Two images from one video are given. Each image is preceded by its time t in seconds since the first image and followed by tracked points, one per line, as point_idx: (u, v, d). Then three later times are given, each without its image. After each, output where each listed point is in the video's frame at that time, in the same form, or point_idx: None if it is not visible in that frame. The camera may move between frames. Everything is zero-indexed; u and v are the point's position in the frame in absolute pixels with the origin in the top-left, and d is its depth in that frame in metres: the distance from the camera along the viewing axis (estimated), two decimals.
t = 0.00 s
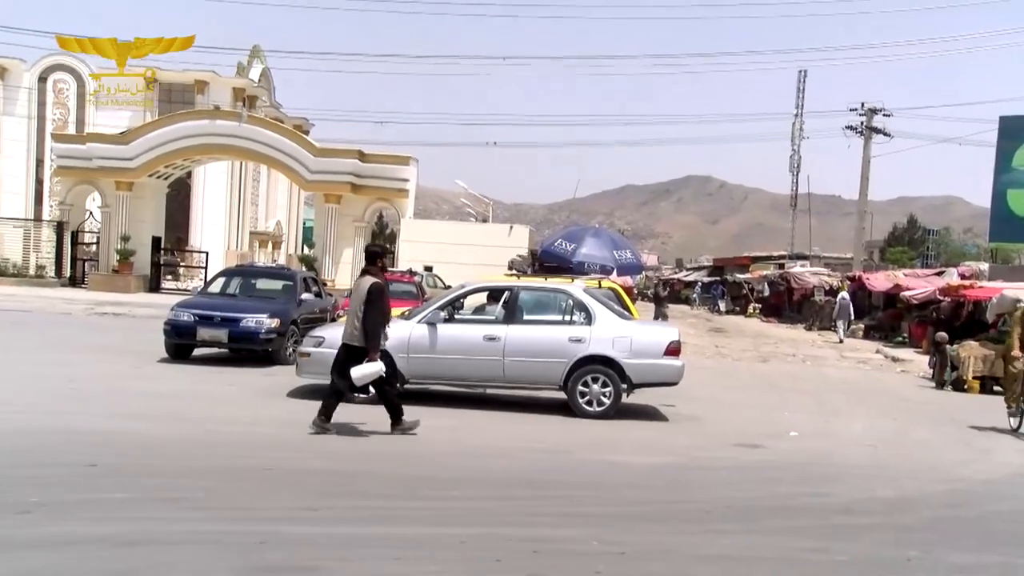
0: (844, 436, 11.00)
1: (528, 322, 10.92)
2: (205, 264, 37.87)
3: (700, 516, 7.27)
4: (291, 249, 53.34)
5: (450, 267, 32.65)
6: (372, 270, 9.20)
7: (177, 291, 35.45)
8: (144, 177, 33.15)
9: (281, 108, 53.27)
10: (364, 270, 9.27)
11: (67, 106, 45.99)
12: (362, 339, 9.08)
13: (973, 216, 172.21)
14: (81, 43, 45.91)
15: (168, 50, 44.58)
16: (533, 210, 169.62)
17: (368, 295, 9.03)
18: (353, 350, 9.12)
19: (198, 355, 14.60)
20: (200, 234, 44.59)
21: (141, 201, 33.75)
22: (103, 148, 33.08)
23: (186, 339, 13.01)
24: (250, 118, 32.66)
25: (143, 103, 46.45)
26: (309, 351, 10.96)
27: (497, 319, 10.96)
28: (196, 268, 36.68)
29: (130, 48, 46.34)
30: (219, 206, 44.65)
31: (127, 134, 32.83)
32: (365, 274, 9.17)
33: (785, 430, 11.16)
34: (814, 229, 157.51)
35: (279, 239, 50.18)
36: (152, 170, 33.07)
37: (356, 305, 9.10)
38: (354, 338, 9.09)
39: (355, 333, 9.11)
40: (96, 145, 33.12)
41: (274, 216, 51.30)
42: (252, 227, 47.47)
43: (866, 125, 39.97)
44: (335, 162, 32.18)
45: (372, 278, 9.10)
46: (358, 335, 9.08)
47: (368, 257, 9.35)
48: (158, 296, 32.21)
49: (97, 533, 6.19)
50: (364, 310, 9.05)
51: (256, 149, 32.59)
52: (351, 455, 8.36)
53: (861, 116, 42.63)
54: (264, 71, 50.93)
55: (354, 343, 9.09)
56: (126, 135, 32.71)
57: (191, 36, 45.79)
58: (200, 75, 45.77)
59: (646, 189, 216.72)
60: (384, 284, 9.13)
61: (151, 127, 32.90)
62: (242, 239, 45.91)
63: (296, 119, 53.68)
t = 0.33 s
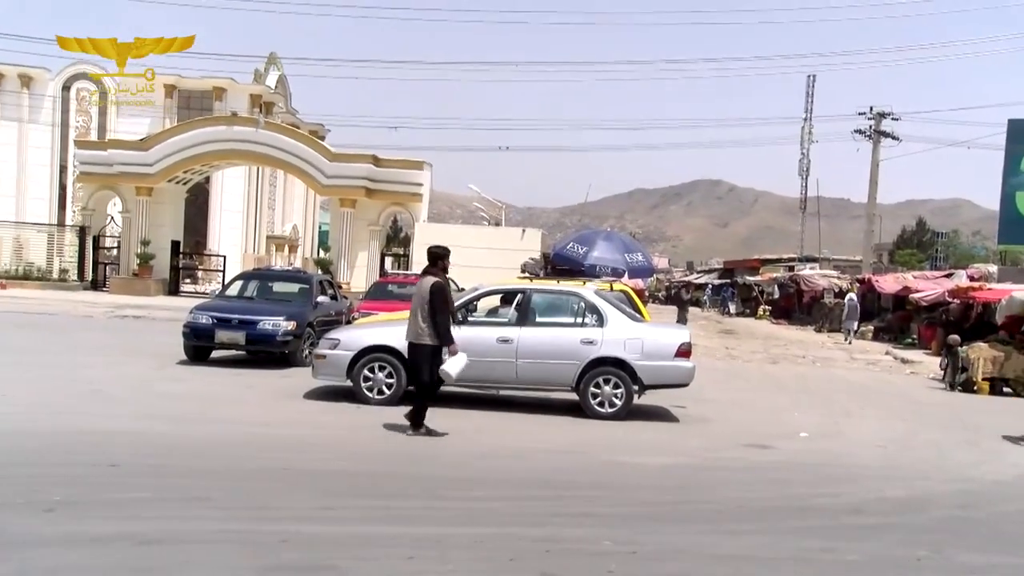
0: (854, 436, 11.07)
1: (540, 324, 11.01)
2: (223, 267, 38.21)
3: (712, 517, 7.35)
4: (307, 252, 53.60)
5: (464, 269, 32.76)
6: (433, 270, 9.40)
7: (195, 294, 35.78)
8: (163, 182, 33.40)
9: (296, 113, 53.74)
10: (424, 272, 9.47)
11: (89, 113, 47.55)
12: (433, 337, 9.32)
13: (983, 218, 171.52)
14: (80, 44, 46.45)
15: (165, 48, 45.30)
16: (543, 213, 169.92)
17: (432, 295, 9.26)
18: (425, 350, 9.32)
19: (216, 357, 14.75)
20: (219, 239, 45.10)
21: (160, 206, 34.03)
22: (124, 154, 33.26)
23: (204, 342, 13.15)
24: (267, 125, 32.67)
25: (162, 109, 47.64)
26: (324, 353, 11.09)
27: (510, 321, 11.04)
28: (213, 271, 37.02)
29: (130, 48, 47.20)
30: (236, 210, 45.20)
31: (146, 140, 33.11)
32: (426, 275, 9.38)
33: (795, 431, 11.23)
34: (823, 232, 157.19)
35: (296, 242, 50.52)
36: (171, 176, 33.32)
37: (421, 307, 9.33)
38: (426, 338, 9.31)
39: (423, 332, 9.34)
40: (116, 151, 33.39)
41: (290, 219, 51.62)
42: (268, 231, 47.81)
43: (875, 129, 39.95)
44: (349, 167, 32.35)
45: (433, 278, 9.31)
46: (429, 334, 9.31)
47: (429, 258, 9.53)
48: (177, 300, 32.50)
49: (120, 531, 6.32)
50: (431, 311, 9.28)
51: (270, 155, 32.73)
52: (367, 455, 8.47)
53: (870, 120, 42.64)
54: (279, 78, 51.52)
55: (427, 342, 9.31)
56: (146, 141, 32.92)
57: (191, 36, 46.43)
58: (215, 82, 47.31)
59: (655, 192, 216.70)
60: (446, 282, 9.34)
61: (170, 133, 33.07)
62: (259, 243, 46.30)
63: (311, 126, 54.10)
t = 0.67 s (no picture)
0: (861, 438, 11.13)
1: (552, 327, 11.11)
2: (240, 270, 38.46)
3: (721, 516, 7.44)
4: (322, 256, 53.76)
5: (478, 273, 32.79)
6: (485, 279, 9.86)
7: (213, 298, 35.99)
8: (181, 188, 33.71)
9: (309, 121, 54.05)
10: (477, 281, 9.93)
11: (109, 121, 48.44)
12: (487, 342, 9.69)
13: (992, 222, 170.89)
14: (80, 44, 47.15)
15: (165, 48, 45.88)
16: (553, 216, 170.00)
17: (485, 301, 9.70)
18: (479, 354, 9.68)
19: (232, 359, 14.89)
20: (235, 242, 45.46)
21: (179, 210, 34.32)
22: (142, 161, 33.68)
23: (221, 345, 13.30)
24: (283, 130, 33.03)
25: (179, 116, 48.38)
26: (339, 355, 11.21)
27: (522, 323, 11.14)
28: (229, 275, 37.27)
29: (130, 49, 47.78)
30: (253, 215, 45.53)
31: (164, 146, 33.40)
32: (480, 284, 9.84)
33: (804, 432, 11.30)
34: (832, 235, 156.85)
35: (311, 246, 50.73)
36: (188, 181, 33.61)
37: (475, 313, 9.75)
38: (479, 342, 9.67)
39: (478, 338, 9.72)
40: (136, 157, 33.75)
41: (304, 224, 51.88)
42: (283, 235, 48.03)
43: (882, 133, 39.94)
44: (363, 172, 32.55)
45: (486, 286, 9.77)
46: (483, 338, 9.69)
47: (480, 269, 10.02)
48: (195, 303, 32.62)
49: (140, 530, 6.44)
50: (484, 316, 9.70)
51: (286, 160, 32.99)
52: (379, 456, 8.59)
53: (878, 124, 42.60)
54: (294, 86, 51.88)
55: (480, 346, 9.66)
56: (163, 147, 33.27)
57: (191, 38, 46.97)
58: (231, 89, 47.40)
59: (665, 196, 216.55)
60: (498, 289, 9.80)
61: (188, 139, 33.45)
62: (274, 247, 46.59)
63: (327, 132, 54.41)
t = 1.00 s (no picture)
0: (868, 439, 11.20)
1: (562, 329, 11.20)
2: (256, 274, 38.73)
3: (729, 517, 7.53)
4: (336, 260, 53.97)
5: (489, 276, 32.88)
6: (535, 283, 10.00)
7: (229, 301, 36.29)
8: (197, 194, 33.95)
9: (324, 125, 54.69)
10: (528, 283, 10.08)
11: (128, 128, 48.86)
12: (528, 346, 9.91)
13: (1000, 225, 170.36)
14: (80, 44, 48.69)
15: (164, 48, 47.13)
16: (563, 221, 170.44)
17: (532, 306, 9.86)
18: (519, 356, 9.92)
19: (246, 361, 15.06)
20: (250, 247, 45.78)
21: (195, 215, 34.59)
22: (160, 166, 33.90)
23: (236, 347, 13.44)
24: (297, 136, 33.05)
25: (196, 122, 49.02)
26: (352, 358, 11.35)
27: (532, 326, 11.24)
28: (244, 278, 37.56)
29: (130, 48, 49.06)
30: (268, 219, 45.86)
31: (181, 152, 33.68)
32: (530, 287, 10.00)
33: (811, 434, 11.37)
34: (840, 239, 156.62)
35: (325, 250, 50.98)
36: (204, 187, 33.84)
37: (523, 316, 9.94)
38: (522, 345, 9.90)
39: (522, 341, 9.95)
40: (152, 163, 33.98)
41: (318, 228, 52.14)
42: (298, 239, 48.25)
43: (888, 138, 40.00)
44: (374, 177, 32.75)
45: (536, 291, 9.92)
46: (525, 342, 9.91)
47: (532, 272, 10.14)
48: (213, 306, 32.74)
49: (157, 529, 6.56)
50: (531, 321, 9.90)
51: (298, 165, 33.13)
52: (390, 457, 8.70)
53: (884, 129, 42.68)
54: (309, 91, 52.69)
55: (521, 349, 9.90)
56: (180, 154, 33.51)
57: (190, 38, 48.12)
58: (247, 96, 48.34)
59: (673, 200, 216.61)
60: (547, 295, 9.93)
61: (203, 145, 33.59)
62: (288, 251, 46.94)
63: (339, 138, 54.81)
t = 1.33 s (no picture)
0: (875, 441, 11.28)
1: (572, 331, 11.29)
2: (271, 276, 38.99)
3: (738, 517, 7.62)
4: (349, 263, 54.21)
5: (500, 279, 33.03)
6: (585, 288, 10.27)
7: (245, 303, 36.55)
8: (213, 198, 34.19)
9: (337, 131, 55.25)
10: (579, 289, 10.37)
11: (145, 133, 49.37)
12: (582, 349, 10.13)
13: (1008, 229, 169.78)
14: (80, 44, 49.20)
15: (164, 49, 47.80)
16: (572, 224, 170.57)
17: (584, 309, 10.11)
18: (574, 358, 10.15)
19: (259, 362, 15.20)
20: (265, 250, 46.08)
21: (211, 219, 34.82)
22: (177, 171, 34.13)
23: (252, 349, 13.58)
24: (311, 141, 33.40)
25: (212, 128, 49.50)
26: (365, 359, 11.48)
27: (543, 328, 11.35)
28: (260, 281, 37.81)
29: (130, 48, 49.49)
30: (282, 222, 46.16)
31: (198, 157, 33.93)
32: (580, 292, 10.27)
33: (819, 435, 11.45)
34: (848, 243, 156.32)
35: (338, 253, 51.22)
36: (220, 191, 34.07)
37: (575, 320, 10.20)
38: (575, 348, 10.13)
39: (575, 344, 10.19)
40: (168, 168, 34.27)
41: (332, 232, 52.38)
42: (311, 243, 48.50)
43: (895, 143, 39.98)
44: (387, 181, 32.88)
45: (586, 296, 10.19)
46: (579, 345, 10.13)
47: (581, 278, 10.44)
48: (227, 309, 32.99)
49: (175, 527, 6.69)
50: (583, 324, 10.14)
51: (312, 170, 33.39)
52: (403, 457, 8.82)
53: (890, 134, 42.72)
54: (323, 97, 53.48)
55: (575, 352, 10.12)
56: (197, 158, 33.76)
57: (190, 38, 48.64)
58: (263, 102, 48.98)
59: (681, 203, 216.51)
60: (598, 298, 10.19)
61: (220, 151, 33.88)
62: (302, 254, 47.24)
63: (354, 143, 55.22)
